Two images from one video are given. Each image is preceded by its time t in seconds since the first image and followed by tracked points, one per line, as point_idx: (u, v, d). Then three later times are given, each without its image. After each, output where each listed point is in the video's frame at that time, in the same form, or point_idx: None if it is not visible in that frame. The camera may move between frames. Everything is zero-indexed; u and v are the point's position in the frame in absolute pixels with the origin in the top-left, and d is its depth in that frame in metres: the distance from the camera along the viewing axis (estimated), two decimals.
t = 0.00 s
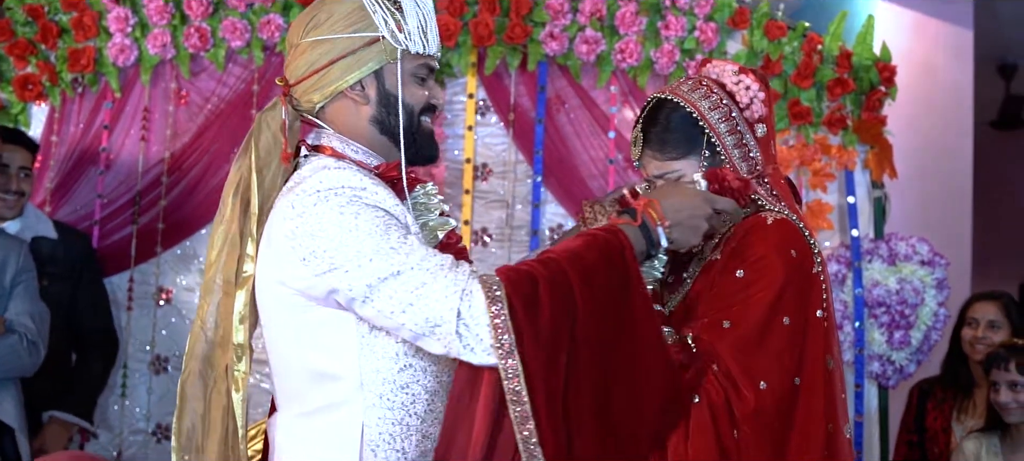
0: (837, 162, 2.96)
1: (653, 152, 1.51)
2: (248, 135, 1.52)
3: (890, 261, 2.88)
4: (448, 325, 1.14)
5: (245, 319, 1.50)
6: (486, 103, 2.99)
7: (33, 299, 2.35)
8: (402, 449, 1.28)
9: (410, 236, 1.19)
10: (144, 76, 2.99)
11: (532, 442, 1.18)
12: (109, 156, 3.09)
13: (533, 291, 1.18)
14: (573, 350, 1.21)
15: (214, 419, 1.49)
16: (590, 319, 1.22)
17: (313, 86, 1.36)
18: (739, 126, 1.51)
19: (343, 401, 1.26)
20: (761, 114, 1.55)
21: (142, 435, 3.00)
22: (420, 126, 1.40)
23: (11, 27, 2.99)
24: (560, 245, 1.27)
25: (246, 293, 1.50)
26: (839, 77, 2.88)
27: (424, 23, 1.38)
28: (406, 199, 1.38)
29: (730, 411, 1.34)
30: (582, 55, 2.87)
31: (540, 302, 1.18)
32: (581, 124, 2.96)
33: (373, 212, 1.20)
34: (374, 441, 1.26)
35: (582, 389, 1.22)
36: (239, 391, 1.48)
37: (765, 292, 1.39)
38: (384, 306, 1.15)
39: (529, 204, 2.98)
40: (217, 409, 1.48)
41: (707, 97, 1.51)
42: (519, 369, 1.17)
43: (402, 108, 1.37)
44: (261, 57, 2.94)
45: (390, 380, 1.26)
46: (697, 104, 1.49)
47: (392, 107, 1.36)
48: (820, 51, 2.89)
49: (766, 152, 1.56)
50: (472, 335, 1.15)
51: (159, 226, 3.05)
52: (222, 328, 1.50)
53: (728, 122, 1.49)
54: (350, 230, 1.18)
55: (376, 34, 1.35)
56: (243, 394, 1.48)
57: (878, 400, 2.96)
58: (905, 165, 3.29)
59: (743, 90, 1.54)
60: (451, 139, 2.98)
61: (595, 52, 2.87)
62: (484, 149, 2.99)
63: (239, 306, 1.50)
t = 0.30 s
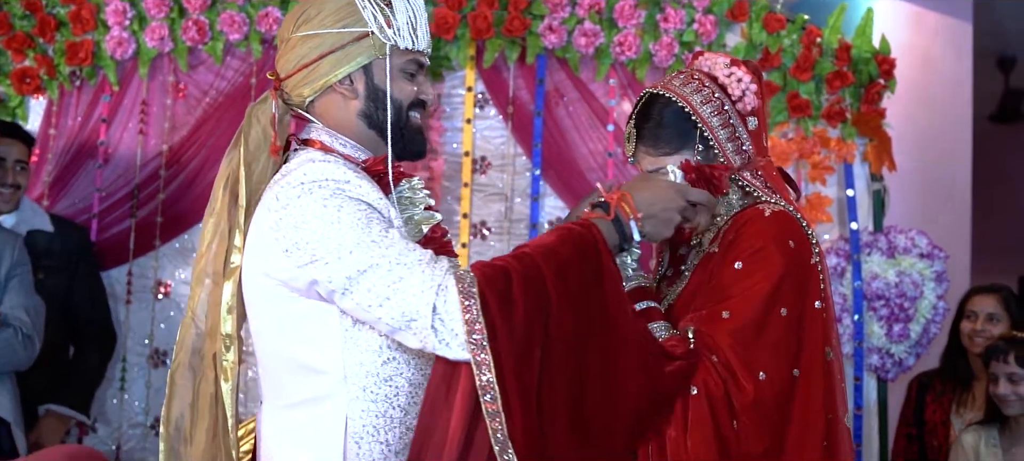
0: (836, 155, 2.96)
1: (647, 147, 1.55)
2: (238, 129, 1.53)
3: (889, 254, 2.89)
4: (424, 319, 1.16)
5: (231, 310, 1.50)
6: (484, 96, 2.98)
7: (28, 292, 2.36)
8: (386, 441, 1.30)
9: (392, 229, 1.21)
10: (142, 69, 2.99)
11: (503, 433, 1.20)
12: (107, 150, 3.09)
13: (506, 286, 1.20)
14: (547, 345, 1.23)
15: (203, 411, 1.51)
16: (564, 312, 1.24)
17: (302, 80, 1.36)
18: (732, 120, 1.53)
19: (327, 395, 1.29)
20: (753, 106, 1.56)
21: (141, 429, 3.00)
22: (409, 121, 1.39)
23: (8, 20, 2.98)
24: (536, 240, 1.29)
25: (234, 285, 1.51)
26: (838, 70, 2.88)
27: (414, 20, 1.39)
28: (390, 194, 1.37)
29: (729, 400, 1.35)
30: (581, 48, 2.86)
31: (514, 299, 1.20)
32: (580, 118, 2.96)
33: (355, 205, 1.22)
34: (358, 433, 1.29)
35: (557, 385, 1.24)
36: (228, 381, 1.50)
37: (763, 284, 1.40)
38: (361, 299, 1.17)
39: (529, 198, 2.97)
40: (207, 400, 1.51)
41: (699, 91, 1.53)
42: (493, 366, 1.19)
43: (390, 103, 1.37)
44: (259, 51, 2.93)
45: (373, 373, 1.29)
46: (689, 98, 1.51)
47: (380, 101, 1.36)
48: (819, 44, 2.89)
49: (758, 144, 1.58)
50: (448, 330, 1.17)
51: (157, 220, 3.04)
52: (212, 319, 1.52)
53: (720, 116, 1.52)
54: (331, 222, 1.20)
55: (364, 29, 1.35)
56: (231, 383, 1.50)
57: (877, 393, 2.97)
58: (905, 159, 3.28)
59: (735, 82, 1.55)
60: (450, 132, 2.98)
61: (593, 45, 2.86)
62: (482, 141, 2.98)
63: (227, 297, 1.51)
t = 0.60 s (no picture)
0: (834, 149, 2.95)
1: (638, 147, 1.58)
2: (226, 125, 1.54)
3: (887, 249, 2.88)
4: (398, 309, 1.21)
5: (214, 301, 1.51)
6: (483, 90, 2.97)
7: (22, 286, 2.36)
8: (367, 431, 1.31)
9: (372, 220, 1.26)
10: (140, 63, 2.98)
11: (481, 417, 1.22)
12: (105, 143, 3.08)
13: (481, 276, 1.25)
14: (523, 335, 1.27)
15: (192, 403, 1.51)
16: (538, 301, 1.28)
17: (291, 76, 1.40)
18: (722, 115, 1.54)
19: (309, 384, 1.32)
20: (743, 99, 1.58)
21: (140, 422, 3.00)
22: (394, 116, 1.44)
23: (5, 13, 2.97)
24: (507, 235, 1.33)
25: (218, 277, 1.51)
26: (836, 64, 2.87)
27: (400, 17, 1.43)
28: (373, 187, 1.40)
29: (734, 393, 1.36)
30: (580, 42, 2.86)
31: (488, 287, 1.25)
32: (580, 112, 2.95)
33: (335, 197, 1.26)
34: (340, 422, 1.30)
35: (533, 374, 1.27)
36: (210, 371, 1.51)
37: (762, 278, 1.40)
38: (340, 291, 1.22)
39: (527, 192, 2.97)
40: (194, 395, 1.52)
41: (688, 87, 1.55)
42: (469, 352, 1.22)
43: (376, 98, 1.41)
44: (257, 44, 2.92)
45: (354, 364, 1.31)
46: (678, 95, 1.53)
47: (366, 97, 1.41)
48: (818, 38, 2.88)
49: (749, 138, 1.59)
50: (423, 321, 1.22)
51: (155, 214, 3.04)
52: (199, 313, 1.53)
53: (710, 112, 1.53)
54: (313, 214, 1.24)
55: (351, 26, 1.39)
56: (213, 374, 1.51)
57: (875, 388, 2.95)
58: (902, 152, 3.29)
59: (724, 77, 1.57)
60: (448, 126, 2.97)
61: (592, 39, 2.86)
62: (480, 136, 2.98)
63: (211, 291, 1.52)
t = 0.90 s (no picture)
0: (833, 146, 2.95)
1: (630, 146, 1.59)
2: (215, 124, 1.58)
3: (885, 247, 2.89)
4: (371, 311, 1.20)
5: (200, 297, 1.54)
6: (481, 87, 2.97)
7: (17, 284, 2.39)
8: (346, 426, 1.30)
9: (351, 219, 1.25)
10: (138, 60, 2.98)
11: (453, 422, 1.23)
12: (103, 141, 3.07)
13: (455, 280, 1.24)
14: (496, 339, 1.27)
15: (177, 397, 1.57)
16: (512, 306, 1.28)
17: (279, 75, 1.41)
18: (713, 113, 1.55)
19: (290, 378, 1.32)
20: (733, 96, 1.57)
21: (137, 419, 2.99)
22: (381, 115, 1.44)
23: (4, 10, 2.97)
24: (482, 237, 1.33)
25: (203, 274, 1.54)
26: (835, 62, 2.87)
27: (387, 16, 1.43)
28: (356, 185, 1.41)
29: (741, 390, 1.35)
30: (579, 40, 2.86)
31: (462, 291, 1.24)
32: (579, 110, 2.95)
33: (314, 195, 1.25)
34: (318, 416, 1.30)
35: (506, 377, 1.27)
36: (196, 365, 1.54)
37: (762, 275, 1.40)
38: (314, 290, 1.21)
39: (525, 189, 2.96)
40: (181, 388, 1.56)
41: (677, 87, 1.55)
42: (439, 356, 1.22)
43: (361, 97, 1.41)
44: (256, 42, 2.92)
45: (333, 359, 1.31)
46: (667, 95, 1.54)
47: (352, 96, 1.41)
48: (816, 36, 2.89)
49: (740, 134, 1.59)
50: (396, 323, 1.21)
51: (153, 211, 3.04)
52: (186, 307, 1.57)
53: (701, 112, 1.54)
54: (291, 212, 1.24)
55: (337, 25, 1.40)
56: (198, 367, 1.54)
57: (874, 386, 2.96)
58: (902, 153, 3.28)
59: (713, 75, 1.57)
60: (447, 123, 2.97)
61: (591, 36, 2.86)
62: (479, 133, 2.98)
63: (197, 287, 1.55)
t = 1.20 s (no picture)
0: (833, 147, 2.95)
1: (622, 150, 1.58)
2: (204, 128, 1.63)
3: (886, 247, 2.88)
4: (352, 313, 1.27)
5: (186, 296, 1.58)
6: (481, 88, 2.97)
7: (15, 284, 2.57)
8: (322, 425, 1.36)
9: (331, 223, 1.31)
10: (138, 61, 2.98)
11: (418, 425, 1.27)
12: (103, 142, 3.07)
13: (435, 289, 1.31)
14: (471, 344, 1.33)
15: (163, 394, 1.61)
16: (489, 315, 1.34)
17: (267, 78, 1.48)
18: (704, 114, 1.55)
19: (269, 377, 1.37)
20: (723, 96, 1.58)
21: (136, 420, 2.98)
22: (366, 118, 1.52)
23: (3, 11, 2.97)
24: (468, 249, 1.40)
25: (189, 273, 1.58)
26: (835, 63, 2.86)
27: (371, 21, 1.51)
28: (339, 187, 1.48)
29: (763, 389, 1.34)
30: (579, 40, 2.86)
31: (441, 298, 1.30)
32: (579, 110, 2.95)
33: (295, 199, 1.32)
34: (296, 415, 1.35)
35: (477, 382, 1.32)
36: (181, 363, 1.57)
37: (766, 276, 1.40)
38: (295, 292, 1.28)
39: (525, 190, 2.97)
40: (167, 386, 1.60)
41: (667, 89, 1.55)
42: (413, 359, 1.27)
43: (347, 100, 1.49)
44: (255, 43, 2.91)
45: (311, 359, 1.36)
46: (657, 97, 1.53)
47: (338, 98, 1.49)
48: (816, 37, 2.88)
49: (733, 134, 1.60)
50: (373, 325, 1.28)
51: (153, 212, 3.04)
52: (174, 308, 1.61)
53: (691, 113, 1.53)
54: (272, 216, 1.30)
55: (322, 30, 1.47)
56: (183, 365, 1.57)
57: (874, 386, 2.95)
58: (902, 152, 3.28)
59: (702, 75, 1.57)
60: (446, 124, 2.97)
61: (591, 37, 2.86)
62: (479, 134, 2.98)
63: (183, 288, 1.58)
